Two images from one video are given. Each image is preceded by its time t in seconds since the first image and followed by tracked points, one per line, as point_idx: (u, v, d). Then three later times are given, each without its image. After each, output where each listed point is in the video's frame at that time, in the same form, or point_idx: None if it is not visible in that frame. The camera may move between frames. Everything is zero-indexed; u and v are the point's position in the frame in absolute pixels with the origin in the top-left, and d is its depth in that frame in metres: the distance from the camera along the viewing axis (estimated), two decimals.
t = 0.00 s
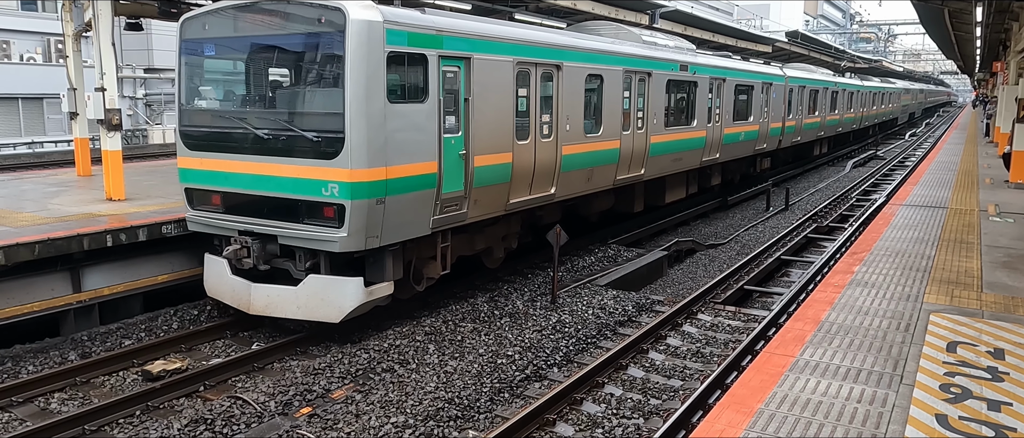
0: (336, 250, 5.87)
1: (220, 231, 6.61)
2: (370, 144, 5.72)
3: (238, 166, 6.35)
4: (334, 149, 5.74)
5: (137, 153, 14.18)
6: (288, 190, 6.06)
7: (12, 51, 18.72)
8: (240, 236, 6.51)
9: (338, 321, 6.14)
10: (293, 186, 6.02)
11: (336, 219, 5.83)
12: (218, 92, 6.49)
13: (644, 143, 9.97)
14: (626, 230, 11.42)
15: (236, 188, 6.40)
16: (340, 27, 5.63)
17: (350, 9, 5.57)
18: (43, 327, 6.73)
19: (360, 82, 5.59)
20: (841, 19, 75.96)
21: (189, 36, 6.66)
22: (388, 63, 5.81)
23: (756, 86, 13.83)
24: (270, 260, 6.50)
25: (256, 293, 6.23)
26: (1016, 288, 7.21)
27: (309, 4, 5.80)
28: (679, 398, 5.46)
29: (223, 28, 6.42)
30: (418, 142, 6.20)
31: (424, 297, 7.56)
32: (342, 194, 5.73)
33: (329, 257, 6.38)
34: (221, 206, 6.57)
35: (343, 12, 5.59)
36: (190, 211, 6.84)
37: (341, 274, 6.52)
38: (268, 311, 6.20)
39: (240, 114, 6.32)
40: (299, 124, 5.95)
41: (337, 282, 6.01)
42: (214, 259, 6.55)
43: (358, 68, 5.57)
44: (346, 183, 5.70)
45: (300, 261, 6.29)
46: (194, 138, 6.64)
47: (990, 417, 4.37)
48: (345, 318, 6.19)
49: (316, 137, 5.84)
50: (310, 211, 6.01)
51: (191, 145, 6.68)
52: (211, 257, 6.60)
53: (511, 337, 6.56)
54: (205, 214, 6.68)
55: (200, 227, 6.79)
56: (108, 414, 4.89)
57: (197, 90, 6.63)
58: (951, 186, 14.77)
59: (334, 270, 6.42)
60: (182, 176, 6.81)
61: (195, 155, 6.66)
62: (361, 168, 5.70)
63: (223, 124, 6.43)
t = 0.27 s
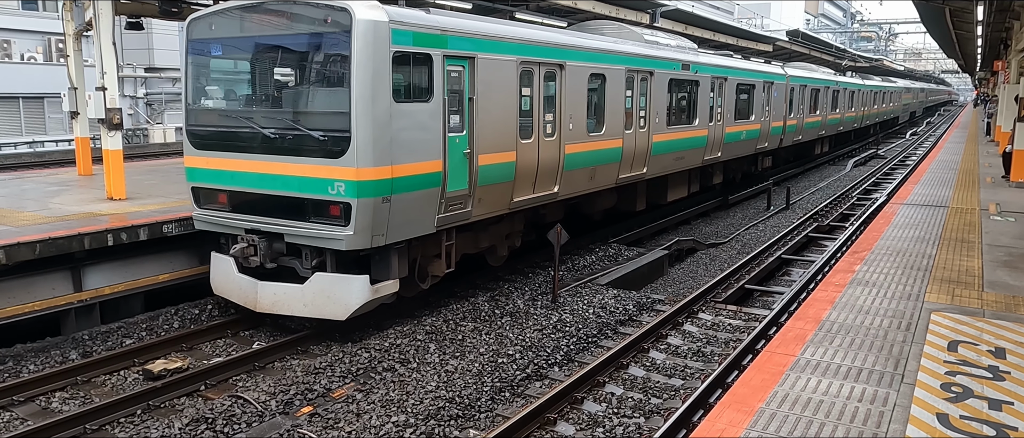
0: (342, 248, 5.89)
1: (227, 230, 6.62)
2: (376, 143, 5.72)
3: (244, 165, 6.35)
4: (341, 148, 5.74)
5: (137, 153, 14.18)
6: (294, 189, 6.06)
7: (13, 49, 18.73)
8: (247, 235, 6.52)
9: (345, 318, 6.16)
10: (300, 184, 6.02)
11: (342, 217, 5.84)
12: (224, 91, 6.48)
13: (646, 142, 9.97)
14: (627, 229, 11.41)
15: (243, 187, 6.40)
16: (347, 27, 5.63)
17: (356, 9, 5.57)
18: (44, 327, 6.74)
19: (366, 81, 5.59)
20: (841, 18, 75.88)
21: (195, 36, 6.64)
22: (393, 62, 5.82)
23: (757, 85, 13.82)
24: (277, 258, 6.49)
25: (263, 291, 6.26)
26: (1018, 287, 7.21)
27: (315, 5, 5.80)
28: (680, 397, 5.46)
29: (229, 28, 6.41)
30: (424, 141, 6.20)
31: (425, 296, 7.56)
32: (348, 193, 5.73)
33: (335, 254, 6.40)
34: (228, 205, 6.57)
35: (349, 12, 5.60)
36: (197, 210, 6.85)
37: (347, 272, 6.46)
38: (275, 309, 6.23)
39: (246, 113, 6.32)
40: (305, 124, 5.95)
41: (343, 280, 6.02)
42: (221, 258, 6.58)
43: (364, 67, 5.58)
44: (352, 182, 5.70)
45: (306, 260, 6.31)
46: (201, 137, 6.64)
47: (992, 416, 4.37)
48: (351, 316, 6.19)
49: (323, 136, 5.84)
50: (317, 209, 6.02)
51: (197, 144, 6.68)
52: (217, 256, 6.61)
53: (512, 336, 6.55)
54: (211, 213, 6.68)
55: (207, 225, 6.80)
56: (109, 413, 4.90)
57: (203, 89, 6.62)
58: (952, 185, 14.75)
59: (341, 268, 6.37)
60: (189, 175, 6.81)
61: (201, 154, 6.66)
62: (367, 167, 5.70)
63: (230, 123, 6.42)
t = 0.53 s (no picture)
0: (346, 247, 5.89)
1: (232, 229, 6.63)
2: (380, 143, 5.72)
3: (248, 165, 6.35)
4: (345, 147, 5.74)
5: (138, 153, 14.17)
6: (299, 189, 6.06)
7: (14, 50, 18.84)
8: (251, 234, 6.52)
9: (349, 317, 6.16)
10: (304, 184, 6.02)
11: (347, 217, 5.83)
12: (228, 92, 6.48)
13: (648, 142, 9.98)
14: (627, 229, 11.41)
15: (247, 186, 6.40)
16: (351, 27, 5.63)
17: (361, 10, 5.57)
18: (45, 327, 6.75)
19: (370, 81, 5.59)
20: (842, 18, 75.86)
21: (199, 36, 6.65)
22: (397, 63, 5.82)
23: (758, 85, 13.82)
24: (282, 257, 6.49)
25: (267, 290, 6.27)
26: (1018, 287, 7.21)
27: (319, 6, 5.80)
28: (680, 398, 5.45)
29: (233, 28, 6.42)
30: (427, 140, 6.20)
31: (425, 297, 7.55)
32: (352, 192, 5.73)
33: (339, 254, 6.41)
34: (233, 205, 6.58)
35: (353, 13, 5.60)
36: (201, 210, 6.85)
37: (351, 271, 6.45)
38: (279, 308, 6.23)
39: (251, 113, 6.31)
40: (309, 123, 5.95)
41: (348, 279, 6.03)
42: (226, 257, 6.59)
43: (368, 68, 5.57)
44: (356, 181, 5.70)
45: (311, 259, 6.32)
46: (205, 137, 6.64)
47: (992, 416, 4.36)
48: (355, 315, 6.20)
49: (327, 136, 5.83)
50: (321, 209, 6.02)
51: (202, 144, 6.68)
52: (222, 255, 6.62)
53: (512, 336, 6.55)
54: (216, 212, 6.68)
55: (211, 225, 6.80)
56: (111, 414, 4.90)
57: (208, 89, 6.62)
58: (953, 186, 14.74)
59: (345, 267, 6.37)
60: (194, 175, 6.81)
61: (206, 154, 6.66)
62: (371, 167, 5.70)
63: (234, 123, 6.42)
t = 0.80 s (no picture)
0: (349, 247, 5.89)
1: (234, 229, 6.63)
2: (382, 144, 5.72)
3: (251, 165, 6.35)
4: (348, 148, 5.74)
5: (138, 153, 14.18)
6: (301, 189, 6.06)
7: (14, 50, 18.88)
8: (254, 234, 6.53)
9: (352, 317, 6.16)
10: (307, 184, 6.02)
11: (349, 217, 5.84)
12: (231, 92, 6.48)
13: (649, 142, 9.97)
14: (628, 229, 11.40)
15: (250, 186, 6.40)
16: (354, 28, 5.63)
17: (363, 10, 5.57)
18: (46, 327, 6.75)
19: (372, 81, 5.59)
20: (842, 18, 75.82)
21: (202, 36, 6.64)
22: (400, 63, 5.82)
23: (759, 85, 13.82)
24: (284, 257, 6.49)
25: (270, 289, 6.28)
26: (1019, 288, 7.20)
27: (322, 7, 5.80)
28: (681, 398, 5.45)
29: (236, 29, 6.42)
30: (430, 140, 6.20)
31: (427, 297, 7.55)
32: (355, 192, 5.73)
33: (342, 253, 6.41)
34: (236, 205, 6.58)
35: (356, 13, 5.60)
36: (204, 209, 6.86)
37: (353, 270, 6.45)
38: (282, 308, 6.23)
39: (253, 114, 6.31)
40: (312, 124, 5.95)
41: (350, 278, 6.03)
42: (229, 257, 6.60)
43: (371, 68, 5.57)
44: (359, 181, 5.70)
45: (313, 258, 6.33)
46: (208, 137, 6.64)
47: (993, 417, 4.36)
48: (358, 314, 6.20)
49: (330, 136, 5.84)
50: (324, 208, 6.02)
51: (205, 144, 6.68)
52: (225, 255, 6.62)
53: (513, 336, 6.55)
54: (219, 212, 6.68)
55: (214, 224, 6.81)
56: (111, 414, 4.90)
57: (211, 89, 6.61)
58: (954, 186, 14.73)
59: (347, 267, 6.37)
60: (197, 175, 6.81)
61: (208, 153, 6.66)
62: (373, 167, 5.70)
63: (237, 124, 6.42)
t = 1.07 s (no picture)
0: (351, 247, 5.89)
1: (236, 229, 6.63)
2: (384, 144, 5.72)
3: (253, 165, 6.35)
4: (350, 148, 5.74)
5: (139, 153, 14.18)
6: (303, 189, 6.06)
7: (15, 50, 18.92)
8: (255, 234, 6.53)
9: (354, 317, 6.16)
10: (309, 184, 6.02)
11: (351, 217, 5.84)
12: (232, 92, 6.48)
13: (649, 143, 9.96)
14: (629, 230, 11.40)
15: (252, 186, 6.40)
16: (356, 28, 5.63)
17: (365, 11, 5.57)
18: (46, 328, 6.76)
19: (374, 82, 5.59)
20: (843, 19, 75.81)
21: (203, 37, 6.64)
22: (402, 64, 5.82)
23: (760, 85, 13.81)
24: (286, 257, 6.49)
25: (272, 289, 6.27)
26: (1020, 288, 7.19)
27: (323, 7, 5.81)
28: (682, 398, 5.45)
29: (237, 29, 6.42)
30: (431, 141, 6.20)
31: (427, 297, 7.55)
32: (357, 192, 5.73)
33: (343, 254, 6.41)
34: (238, 205, 6.58)
35: (358, 14, 5.60)
36: (206, 209, 6.86)
37: (355, 270, 6.45)
38: (284, 308, 6.23)
39: (255, 114, 6.32)
40: (313, 124, 5.95)
41: (352, 278, 6.02)
42: (230, 257, 6.60)
43: (373, 69, 5.57)
44: (361, 182, 5.70)
45: (315, 259, 6.32)
46: (210, 137, 6.64)
47: (994, 417, 4.36)
48: (359, 314, 6.20)
49: (332, 137, 5.83)
50: (326, 209, 6.02)
51: (207, 144, 6.68)
52: (226, 255, 6.63)
53: (514, 337, 6.55)
54: (220, 212, 6.69)
55: (215, 224, 6.81)
56: (112, 414, 4.90)
57: (212, 90, 6.61)
58: (955, 186, 14.72)
59: (349, 267, 6.37)
60: (199, 175, 6.81)
61: (210, 154, 6.66)
62: (375, 167, 5.70)
63: (239, 124, 6.42)
